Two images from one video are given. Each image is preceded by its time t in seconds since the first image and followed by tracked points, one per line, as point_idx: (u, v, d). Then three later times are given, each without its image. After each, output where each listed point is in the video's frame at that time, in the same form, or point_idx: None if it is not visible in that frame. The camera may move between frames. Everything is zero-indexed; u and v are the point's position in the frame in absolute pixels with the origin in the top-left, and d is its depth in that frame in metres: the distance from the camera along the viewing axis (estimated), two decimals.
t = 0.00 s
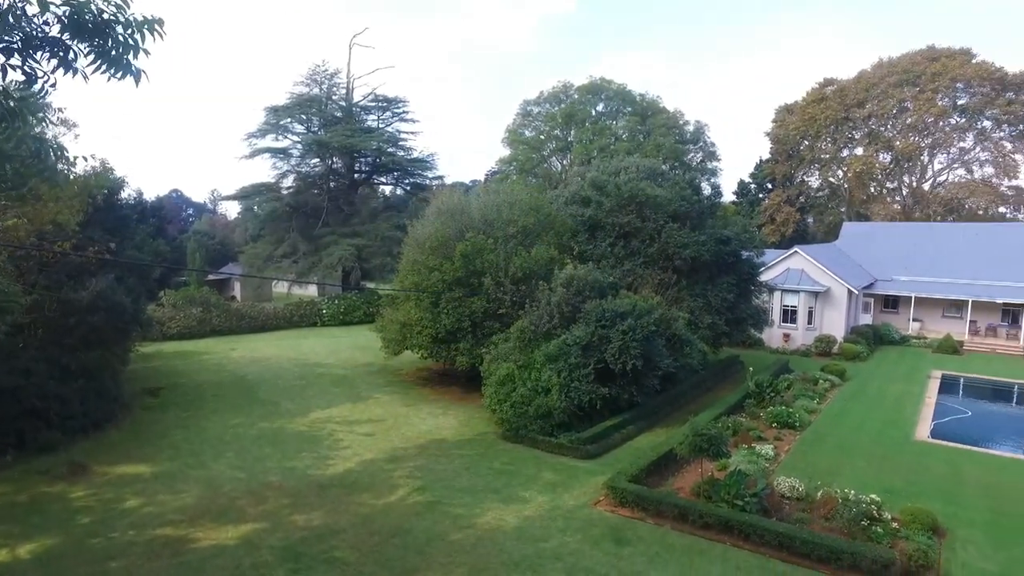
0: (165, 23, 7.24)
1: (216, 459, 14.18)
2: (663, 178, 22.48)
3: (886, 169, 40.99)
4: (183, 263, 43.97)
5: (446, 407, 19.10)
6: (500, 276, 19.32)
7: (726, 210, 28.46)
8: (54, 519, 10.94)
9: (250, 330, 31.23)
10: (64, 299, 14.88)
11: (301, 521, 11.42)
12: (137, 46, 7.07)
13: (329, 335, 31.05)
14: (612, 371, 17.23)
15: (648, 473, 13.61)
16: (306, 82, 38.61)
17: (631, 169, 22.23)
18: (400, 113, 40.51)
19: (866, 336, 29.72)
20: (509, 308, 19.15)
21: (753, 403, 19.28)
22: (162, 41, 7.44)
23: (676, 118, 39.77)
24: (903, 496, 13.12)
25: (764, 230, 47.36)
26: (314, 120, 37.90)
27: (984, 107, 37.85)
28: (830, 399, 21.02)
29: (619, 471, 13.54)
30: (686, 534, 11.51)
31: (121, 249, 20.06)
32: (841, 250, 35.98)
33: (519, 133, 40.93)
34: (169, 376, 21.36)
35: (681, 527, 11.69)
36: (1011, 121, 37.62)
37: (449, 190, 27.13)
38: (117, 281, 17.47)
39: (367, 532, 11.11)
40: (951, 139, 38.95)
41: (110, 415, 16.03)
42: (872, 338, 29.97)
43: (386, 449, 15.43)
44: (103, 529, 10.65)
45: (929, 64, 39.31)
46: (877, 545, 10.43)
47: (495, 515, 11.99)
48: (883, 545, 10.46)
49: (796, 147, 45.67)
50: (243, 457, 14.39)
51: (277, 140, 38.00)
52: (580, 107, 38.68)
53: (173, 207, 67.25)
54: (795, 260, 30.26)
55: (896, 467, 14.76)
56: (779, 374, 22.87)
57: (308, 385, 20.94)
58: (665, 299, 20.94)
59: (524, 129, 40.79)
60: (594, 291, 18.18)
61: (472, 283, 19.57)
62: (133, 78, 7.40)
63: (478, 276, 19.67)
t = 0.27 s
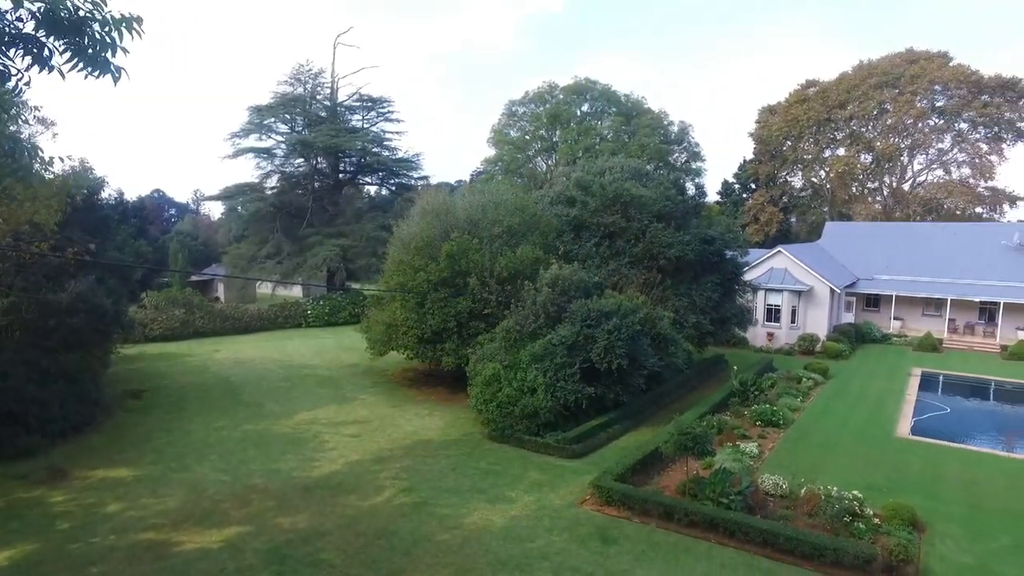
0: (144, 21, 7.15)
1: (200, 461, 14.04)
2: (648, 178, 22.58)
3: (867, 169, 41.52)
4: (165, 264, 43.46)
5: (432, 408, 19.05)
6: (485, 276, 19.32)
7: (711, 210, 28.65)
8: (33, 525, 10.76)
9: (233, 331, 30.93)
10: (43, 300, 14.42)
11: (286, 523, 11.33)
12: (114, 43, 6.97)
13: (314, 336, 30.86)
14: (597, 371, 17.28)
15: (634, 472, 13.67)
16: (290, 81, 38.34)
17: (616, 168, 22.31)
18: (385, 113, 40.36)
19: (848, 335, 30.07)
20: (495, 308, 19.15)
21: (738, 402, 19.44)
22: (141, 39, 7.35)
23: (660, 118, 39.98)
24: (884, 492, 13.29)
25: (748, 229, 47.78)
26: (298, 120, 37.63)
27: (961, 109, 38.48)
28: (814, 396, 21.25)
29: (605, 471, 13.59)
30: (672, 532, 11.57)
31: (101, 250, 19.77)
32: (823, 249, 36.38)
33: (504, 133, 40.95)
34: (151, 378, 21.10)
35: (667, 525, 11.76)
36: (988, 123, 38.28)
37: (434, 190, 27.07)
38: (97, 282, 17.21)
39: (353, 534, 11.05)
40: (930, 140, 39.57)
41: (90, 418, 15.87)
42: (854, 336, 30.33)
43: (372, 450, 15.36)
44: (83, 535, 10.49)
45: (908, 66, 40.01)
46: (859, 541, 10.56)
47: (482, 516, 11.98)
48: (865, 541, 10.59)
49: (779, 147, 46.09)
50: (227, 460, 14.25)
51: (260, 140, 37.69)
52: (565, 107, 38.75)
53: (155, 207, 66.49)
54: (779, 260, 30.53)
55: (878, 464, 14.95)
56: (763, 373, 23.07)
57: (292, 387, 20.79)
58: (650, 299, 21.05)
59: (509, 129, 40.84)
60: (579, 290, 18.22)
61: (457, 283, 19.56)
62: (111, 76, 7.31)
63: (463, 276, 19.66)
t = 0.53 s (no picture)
0: (120, 15, 7.04)
1: (183, 464, 13.89)
2: (634, 178, 22.66)
3: (850, 170, 41.99)
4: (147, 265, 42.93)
5: (418, 409, 18.98)
6: (471, 276, 19.30)
7: (696, 210, 28.82)
8: (12, 531, 10.58)
9: (218, 333, 30.63)
10: (21, 302, 14.13)
11: (272, 525, 11.24)
12: (90, 39, 6.86)
13: (299, 337, 30.64)
14: (584, 370, 17.31)
15: (620, 472, 13.71)
16: (274, 80, 38.05)
17: (602, 168, 22.37)
18: (370, 113, 40.17)
19: (832, 333, 30.38)
20: (481, 308, 19.13)
21: (723, 400, 19.56)
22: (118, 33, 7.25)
23: (646, 118, 40.15)
24: (868, 489, 13.42)
25: (733, 229, 48.17)
26: (283, 119, 37.35)
27: (940, 111, 39.07)
28: (798, 395, 21.44)
29: (592, 470, 13.61)
30: (658, 531, 11.61)
31: (81, 250, 19.49)
32: (807, 248, 36.73)
33: (490, 133, 40.95)
34: (134, 380, 20.84)
35: (653, 524, 11.80)
36: (966, 125, 38.89)
37: (420, 190, 26.97)
38: (77, 283, 16.95)
39: (339, 536, 10.98)
40: (910, 141, 40.11)
41: (70, 421, 15.63)
42: (837, 335, 30.65)
43: (358, 451, 15.28)
44: (63, 540, 10.33)
45: (888, 68, 40.62)
46: (842, 537, 10.65)
47: (468, 516, 11.95)
48: (848, 537, 10.68)
49: (764, 148, 46.42)
50: (211, 462, 14.11)
51: (244, 140, 37.37)
52: (550, 107, 38.81)
53: (137, 207, 65.68)
54: (763, 259, 30.76)
55: (861, 461, 15.10)
56: (748, 372, 23.24)
57: (277, 388, 20.63)
58: (635, 298, 21.14)
59: (495, 129, 40.86)
60: (565, 290, 18.24)
61: (443, 283, 19.52)
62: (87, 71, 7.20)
63: (449, 276, 19.63)
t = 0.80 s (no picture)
0: (96, 8, 6.95)
1: (165, 467, 13.73)
2: (618, 178, 22.74)
3: (831, 170, 42.51)
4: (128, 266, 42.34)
5: (403, 409, 18.92)
6: (456, 277, 19.27)
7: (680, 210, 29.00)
8: None
9: (200, 334, 30.29)
10: None
11: (255, 528, 11.13)
12: (64, 32, 6.76)
13: (283, 338, 30.41)
14: (568, 370, 17.35)
15: (605, 471, 13.76)
16: (256, 79, 37.71)
17: (586, 169, 22.44)
18: (354, 112, 39.97)
19: (813, 332, 30.72)
20: (465, 309, 19.10)
21: (707, 399, 19.71)
22: (94, 26, 7.14)
23: (630, 118, 40.33)
24: (849, 485, 13.59)
25: (716, 229, 48.59)
26: (265, 118, 37.02)
27: (917, 112, 39.70)
28: (780, 393, 21.66)
29: (577, 469, 13.64)
30: (643, 529, 11.67)
31: (59, 251, 19.16)
32: (789, 248, 37.13)
33: (474, 133, 40.92)
34: (113, 383, 20.55)
35: (638, 523, 11.86)
36: (943, 126, 39.56)
37: (405, 190, 26.86)
38: (55, 285, 16.67)
39: (324, 538, 10.91)
40: (889, 142, 40.69)
41: (48, 425, 15.37)
42: (819, 334, 31.00)
43: (342, 452, 15.18)
44: (41, 546, 10.16)
45: (867, 71, 41.14)
46: (824, 533, 10.78)
47: (454, 517, 11.93)
48: (830, 533, 10.81)
49: (746, 148, 46.80)
50: (193, 465, 13.95)
51: (226, 139, 37.01)
52: (535, 107, 38.89)
53: (118, 208, 64.79)
54: (746, 259, 31.04)
55: (843, 458, 15.28)
56: (731, 370, 23.44)
57: (260, 390, 20.45)
58: (620, 298, 21.22)
59: (479, 130, 40.85)
60: (550, 290, 18.26)
61: (427, 283, 19.47)
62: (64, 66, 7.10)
63: (433, 277, 19.59)
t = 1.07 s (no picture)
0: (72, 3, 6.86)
1: (147, 470, 13.56)
2: (603, 178, 22.82)
3: (813, 170, 42.97)
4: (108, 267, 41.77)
5: (389, 410, 18.85)
6: (441, 277, 19.23)
7: (664, 209, 29.17)
8: None
9: (182, 335, 29.96)
10: None
11: (239, 531, 11.04)
12: (39, 28, 6.66)
13: (267, 339, 30.17)
14: (554, 370, 17.37)
15: (591, 470, 13.79)
16: (239, 78, 37.38)
17: (571, 169, 22.50)
18: (338, 112, 39.73)
19: (797, 330, 31.05)
20: (450, 309, 19.06)
21: (692, 398, 19.84)
22: (70, 22, 7.04)
23: (614, 118, 40.47)
24: (831, 482, 13.73)
25: (700, 229, 48.96)
26: (248, 117, 36.71)
27: (897, 113, 40.26)
28: (764, 391, 21.86)
29: (562, 469, 13.67)
30: (629, 528, 11.71)
31: (36, 252, 18.86)
32: (772, 247, 37.48)
33: (459, 133, 40.85)
34: (94, 385, 20.27)
35: (624, 521, 11.90)
36: (922, 127, 40.15)
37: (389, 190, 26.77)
38: (32, 286, 16.40)
39: (308, 540, 10.84)
40: (869, 142, 41.19)
41: (26, 429, 15.12)
42: (802, 332, 31.33)
43: (327, 454, 15.09)
44: (19, 552, 9.99)
45: (848, 72, 41.52)
46: (807, 530, 10.89)
47: (439, 517, 11.91)
48: (813, 530, 10.93)
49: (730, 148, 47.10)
50: (175, 468, 13.80)
51: (209, 139, 36.65)
52: (519, 107, 38.89)
53: (98, 207, 63.93)
54: (730, 258, 31.30)
55: (826, 455, 15.44)
56: (716, 369, 23.62)
57: (244, 391, 20.26)
58: (605, 297, 21.29)
59: (464, 129, 40.77)
60: (535, 290, 18.27)
61: (412, 283, 19.42)
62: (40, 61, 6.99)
63: (418, 277, 19.54)
